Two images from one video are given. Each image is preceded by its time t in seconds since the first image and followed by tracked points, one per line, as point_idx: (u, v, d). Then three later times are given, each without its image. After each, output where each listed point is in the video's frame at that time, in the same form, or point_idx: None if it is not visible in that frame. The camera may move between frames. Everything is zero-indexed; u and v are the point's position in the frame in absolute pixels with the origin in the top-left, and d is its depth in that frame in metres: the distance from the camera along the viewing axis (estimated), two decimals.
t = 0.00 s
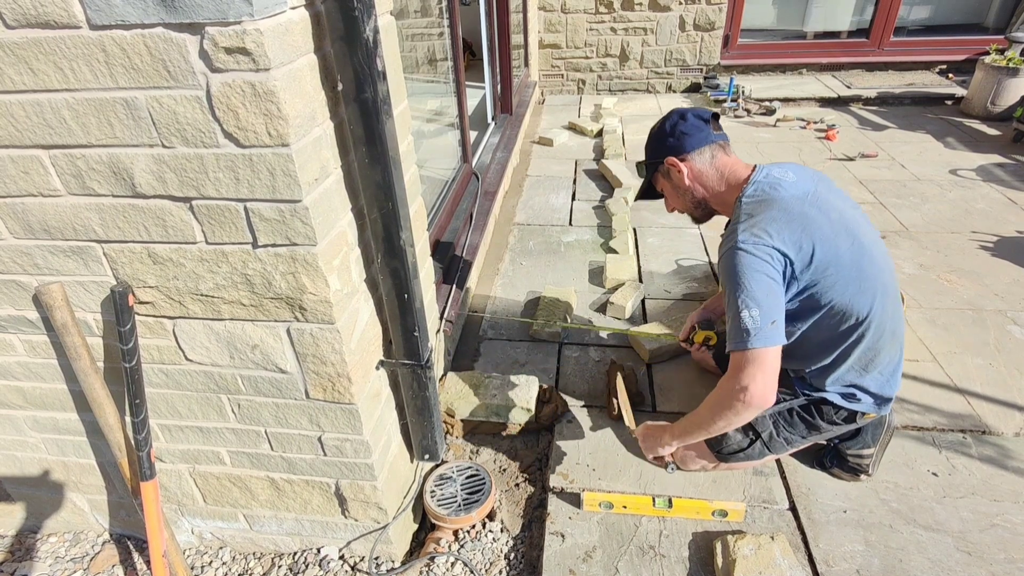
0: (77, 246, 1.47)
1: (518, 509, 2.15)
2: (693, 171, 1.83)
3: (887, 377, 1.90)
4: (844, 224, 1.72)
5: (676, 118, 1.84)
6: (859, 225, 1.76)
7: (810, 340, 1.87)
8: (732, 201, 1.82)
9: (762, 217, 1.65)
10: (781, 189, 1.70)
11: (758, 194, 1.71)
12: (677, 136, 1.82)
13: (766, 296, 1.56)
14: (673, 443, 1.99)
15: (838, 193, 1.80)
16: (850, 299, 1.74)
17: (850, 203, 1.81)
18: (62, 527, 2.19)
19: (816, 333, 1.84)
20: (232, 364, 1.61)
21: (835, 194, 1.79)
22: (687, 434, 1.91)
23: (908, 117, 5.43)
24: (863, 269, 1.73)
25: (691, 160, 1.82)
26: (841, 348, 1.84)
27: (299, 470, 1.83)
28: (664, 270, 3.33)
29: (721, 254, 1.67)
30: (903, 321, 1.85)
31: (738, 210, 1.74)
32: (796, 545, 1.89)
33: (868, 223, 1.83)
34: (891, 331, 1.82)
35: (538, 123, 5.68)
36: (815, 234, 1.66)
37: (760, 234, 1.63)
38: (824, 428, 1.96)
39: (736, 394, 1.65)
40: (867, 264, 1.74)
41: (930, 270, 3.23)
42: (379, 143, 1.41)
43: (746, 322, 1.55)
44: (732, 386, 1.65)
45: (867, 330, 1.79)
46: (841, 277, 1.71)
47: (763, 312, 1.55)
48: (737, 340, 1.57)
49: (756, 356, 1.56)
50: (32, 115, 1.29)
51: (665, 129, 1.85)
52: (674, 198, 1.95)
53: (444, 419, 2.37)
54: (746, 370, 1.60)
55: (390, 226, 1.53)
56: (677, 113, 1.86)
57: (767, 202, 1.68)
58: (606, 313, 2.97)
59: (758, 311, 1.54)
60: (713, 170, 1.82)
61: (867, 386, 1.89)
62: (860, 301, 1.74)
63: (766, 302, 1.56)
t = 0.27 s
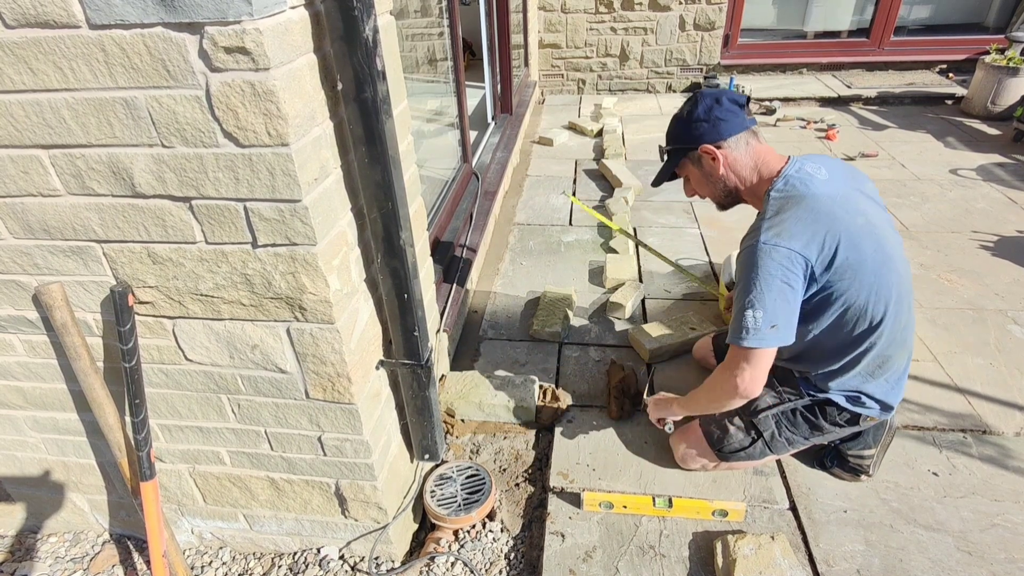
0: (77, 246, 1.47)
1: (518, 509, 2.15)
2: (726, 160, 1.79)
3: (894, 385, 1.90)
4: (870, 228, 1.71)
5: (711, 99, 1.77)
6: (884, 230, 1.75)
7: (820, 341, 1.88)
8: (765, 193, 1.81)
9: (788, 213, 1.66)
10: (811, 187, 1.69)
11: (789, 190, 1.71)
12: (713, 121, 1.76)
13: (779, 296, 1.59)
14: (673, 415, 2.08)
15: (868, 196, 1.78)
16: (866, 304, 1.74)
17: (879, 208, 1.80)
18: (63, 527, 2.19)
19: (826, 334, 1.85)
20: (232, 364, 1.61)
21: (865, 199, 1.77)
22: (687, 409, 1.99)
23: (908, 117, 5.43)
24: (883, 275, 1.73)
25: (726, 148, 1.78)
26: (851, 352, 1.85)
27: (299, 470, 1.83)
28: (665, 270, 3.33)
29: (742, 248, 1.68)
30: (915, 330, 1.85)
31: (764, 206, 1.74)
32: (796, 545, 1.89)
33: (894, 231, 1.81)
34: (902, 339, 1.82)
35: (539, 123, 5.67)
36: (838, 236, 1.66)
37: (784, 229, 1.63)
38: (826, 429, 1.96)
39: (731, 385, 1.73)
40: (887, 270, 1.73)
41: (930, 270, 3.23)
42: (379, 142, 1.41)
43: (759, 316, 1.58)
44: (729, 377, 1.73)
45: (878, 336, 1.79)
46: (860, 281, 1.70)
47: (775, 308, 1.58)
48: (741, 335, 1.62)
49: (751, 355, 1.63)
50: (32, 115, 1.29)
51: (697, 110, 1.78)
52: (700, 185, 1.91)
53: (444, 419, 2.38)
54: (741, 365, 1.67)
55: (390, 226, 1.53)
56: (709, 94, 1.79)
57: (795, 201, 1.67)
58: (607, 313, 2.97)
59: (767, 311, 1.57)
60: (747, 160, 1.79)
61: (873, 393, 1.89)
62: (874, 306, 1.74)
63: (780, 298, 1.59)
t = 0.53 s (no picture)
0: (77, 246, 1.47)
1: (518, 508, 2.15)
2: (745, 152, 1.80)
3: (894, 386, 1.90)
4: (878, 225, 1.71)
5: (732, 89, 1.76)
6: (893, 228, 1.74)
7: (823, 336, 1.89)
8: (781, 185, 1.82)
9: (796, 205, 1.67)
10: (822, 182, 1.70)
11: (799, 183, 1.72)
12: (735, 112, 1.75)
13: (779, 289, 1.61)
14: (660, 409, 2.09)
15: (879, 193, 1.78)
16: (868, 300, 1.74)
17: (891, 207, 1.79)
18: (63, 527, 2.19)
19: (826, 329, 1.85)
20: (232, 364, 1.61)
21: (877, 196, 1.77)
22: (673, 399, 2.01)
23: (908, 117, 5.42)
24: (888, 273, 1.73)
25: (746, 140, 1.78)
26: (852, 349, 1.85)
27: (299, 470, 1.83)
28: (665, 270, 3.32)
29: (748, 240, 1.70)
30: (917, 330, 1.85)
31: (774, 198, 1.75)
32: (797, 545, 1.89)
33: (904, 231, 1.80)
34: (904, 339, 1.82)
35: (539, 123, 5.67)
36: (845, 231, 1.66)
37: (789, 221, 1.65)
38: (825, 427, 1.96)
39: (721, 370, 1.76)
40: (891, 268, 1.73)
41: (930, 269, 3.22)
42: (378, 142, 1.41)
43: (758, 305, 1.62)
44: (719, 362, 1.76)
45: (879, 334, 1.79)
46: (862, 277, 1.71)
47: (773, 299, 1.61)
48: (739, 324, 1.65)
49: (743, 342, 1.67)
50: (32, 115, 1.29)
51: (719, 100, 1.76)
52: (716, 175, 1.90)
53: (444, 418, 2.38)
54: (733, 350, 1.71)
55: (390, 225, 1.53)
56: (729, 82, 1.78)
57: (805, 195, 1.68)
58: (607, 312, 2.97)
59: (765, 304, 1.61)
60: (764, 152, 1.81)
61: (873, 392, 1.89)
62: (875, 303, 1.74)
63: (778, 289, 1.61)
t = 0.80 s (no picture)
0: (77, 246, 1.47)
1: (519, 508, 2.15)
2: (761, 143, 1.80)
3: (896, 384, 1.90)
4: (891, 218, 1.72)
5: (752, 79, 1.75)
6: (904, 223, 1.75)
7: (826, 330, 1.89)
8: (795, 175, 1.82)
9: (811, 190, 1.67)
10: (838, 171, 1.71)
11: (815, 170, 1.72)
12: (755, 102, 1.74)
13: (790, 272, 1.61)
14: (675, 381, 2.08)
15: (892, 188, 1.79)
16: (874, 293, 1.74)
17: (903, 203, 1.80)
18: (64, 527, 2.19)
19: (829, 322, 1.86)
20: (232, 364, 1.62)
21: (889, 191, 1.78)
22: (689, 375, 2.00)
23: (908, 116, 5.42)
24: (897, 267, 1.73)
25: (764, 131, 1.78)
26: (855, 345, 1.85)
27: (299, 470, 1.83)
28: (665, 270, 3.32)
29: (762, 223, 1.71)
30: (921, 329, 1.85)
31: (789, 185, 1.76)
32: (797, 544, 1.89)
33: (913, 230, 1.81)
34: (907, 337, 1.83)
35: (539, 123, 5.67)
36: (858, 220, 1.66)
37: (805, 205, 1.65)
38: (826, 426, 1.96)
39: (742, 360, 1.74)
40: (899, 263, 1.73)
41: (931, 269, 3.22)
42: (378, 142, 1.41)
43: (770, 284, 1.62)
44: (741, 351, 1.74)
45: (883, 330, 1.80)
46: (871, 269, 1.71)
47: (789, 282, 1.61)
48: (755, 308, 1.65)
49: (767, 332, 1.65)
50: (32, 115, 1.29)
51: (738, 89, 1.75)
52: (731, 165, 1.89)
53: (444, 418, 2.39)
54: (756, 340, 1.69)
55: (390, 225, 1.53)
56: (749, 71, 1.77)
57: (821, 182, 1.68)
58: (607, 312, 2.97)
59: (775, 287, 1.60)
60: (781, 143, 1.81)
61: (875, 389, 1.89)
62: (880, 297, 1.75)
63: (790, 271, 1.61)
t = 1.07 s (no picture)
0: (78, 247, 1.47)
1: (519, 509, 2.15)
2: (777, 136, 1.81)
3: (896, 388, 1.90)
4: (895, 219, 1.75)
5: (771, 72, 1.76)
6: (908, 225, 1.78)
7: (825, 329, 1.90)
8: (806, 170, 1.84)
9: (820, 185, 1.71)
10: (846, 168, 1.74)
11: (826, 166, 1.76)
12: (772, 94, 1.75)
13: (789, 258, 1.63)
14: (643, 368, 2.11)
15: (898, 192, 1.82)
16: (877, 293, 1.76)
17: (911, 209, 1.83)
18: (64, 528, 2.20)
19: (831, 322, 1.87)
20: (232, 364, 1.62)
21: (898, 196, 1.81)
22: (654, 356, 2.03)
23: (908, 117, 5.42)
24: (898, 267, 1.75)
25: (781, 124, 1.79)
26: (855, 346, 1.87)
27: (299, 471, 1.84)
28: (665, 270, 3.33)
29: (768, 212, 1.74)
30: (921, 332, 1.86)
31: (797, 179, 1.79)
32: (796, 545, 1.89)
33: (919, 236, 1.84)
34: (908, 339, 1.83)
35: (539, 124, 5.68)
36: (862, 216, 1.69)
37: (812, 197, 1.68)
38: (826, 427, 1.96)
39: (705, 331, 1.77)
40: (902, 265, 1.75)
41: (931, 270, 3.22)
42: (379, 143, 1.42)
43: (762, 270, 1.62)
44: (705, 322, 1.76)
45: (883, 330, 1.81)
46: (874, 268, 1.73)
47: (776, 269, 1.62)
48: (736, 288, 1.65)
49: (731, 302, 1.68)
50: (32, 116, 1.29)
51: (756, 80, 1.77)
52: (743, 157, 1.91)
53: (444, 419, 2.39)
54: (722, 310, 1.71)
55: (390, 226, 1.54)
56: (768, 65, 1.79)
57: (828, 176, 1.72)
58: (607, 313, 2.97)
59: (773, 271, 1.62)
60: (796, 137, 1.82)
61: (874, 390, 1.89)
62: (882, 297, 1.76)
63: (789, 259, 1.63)
